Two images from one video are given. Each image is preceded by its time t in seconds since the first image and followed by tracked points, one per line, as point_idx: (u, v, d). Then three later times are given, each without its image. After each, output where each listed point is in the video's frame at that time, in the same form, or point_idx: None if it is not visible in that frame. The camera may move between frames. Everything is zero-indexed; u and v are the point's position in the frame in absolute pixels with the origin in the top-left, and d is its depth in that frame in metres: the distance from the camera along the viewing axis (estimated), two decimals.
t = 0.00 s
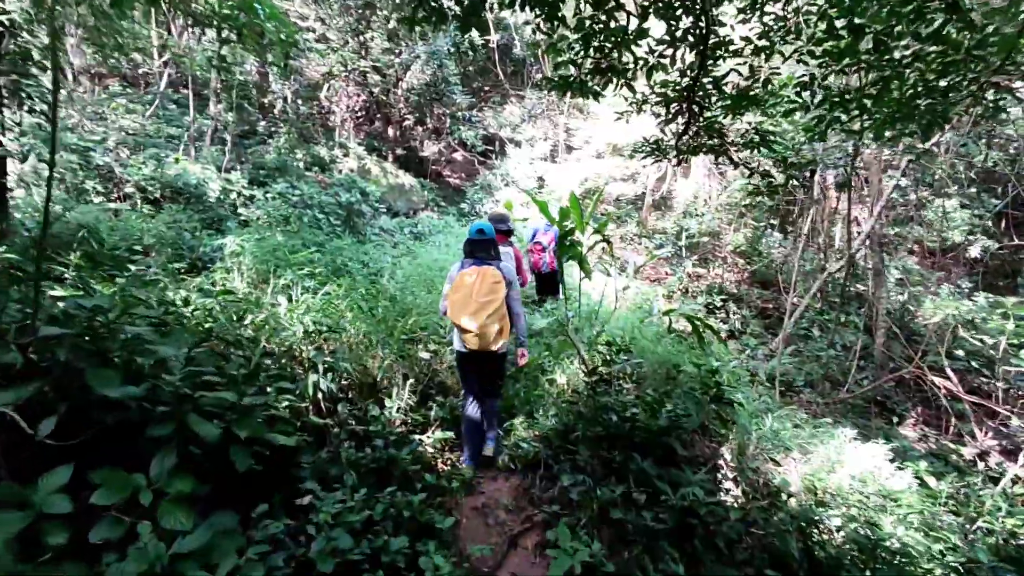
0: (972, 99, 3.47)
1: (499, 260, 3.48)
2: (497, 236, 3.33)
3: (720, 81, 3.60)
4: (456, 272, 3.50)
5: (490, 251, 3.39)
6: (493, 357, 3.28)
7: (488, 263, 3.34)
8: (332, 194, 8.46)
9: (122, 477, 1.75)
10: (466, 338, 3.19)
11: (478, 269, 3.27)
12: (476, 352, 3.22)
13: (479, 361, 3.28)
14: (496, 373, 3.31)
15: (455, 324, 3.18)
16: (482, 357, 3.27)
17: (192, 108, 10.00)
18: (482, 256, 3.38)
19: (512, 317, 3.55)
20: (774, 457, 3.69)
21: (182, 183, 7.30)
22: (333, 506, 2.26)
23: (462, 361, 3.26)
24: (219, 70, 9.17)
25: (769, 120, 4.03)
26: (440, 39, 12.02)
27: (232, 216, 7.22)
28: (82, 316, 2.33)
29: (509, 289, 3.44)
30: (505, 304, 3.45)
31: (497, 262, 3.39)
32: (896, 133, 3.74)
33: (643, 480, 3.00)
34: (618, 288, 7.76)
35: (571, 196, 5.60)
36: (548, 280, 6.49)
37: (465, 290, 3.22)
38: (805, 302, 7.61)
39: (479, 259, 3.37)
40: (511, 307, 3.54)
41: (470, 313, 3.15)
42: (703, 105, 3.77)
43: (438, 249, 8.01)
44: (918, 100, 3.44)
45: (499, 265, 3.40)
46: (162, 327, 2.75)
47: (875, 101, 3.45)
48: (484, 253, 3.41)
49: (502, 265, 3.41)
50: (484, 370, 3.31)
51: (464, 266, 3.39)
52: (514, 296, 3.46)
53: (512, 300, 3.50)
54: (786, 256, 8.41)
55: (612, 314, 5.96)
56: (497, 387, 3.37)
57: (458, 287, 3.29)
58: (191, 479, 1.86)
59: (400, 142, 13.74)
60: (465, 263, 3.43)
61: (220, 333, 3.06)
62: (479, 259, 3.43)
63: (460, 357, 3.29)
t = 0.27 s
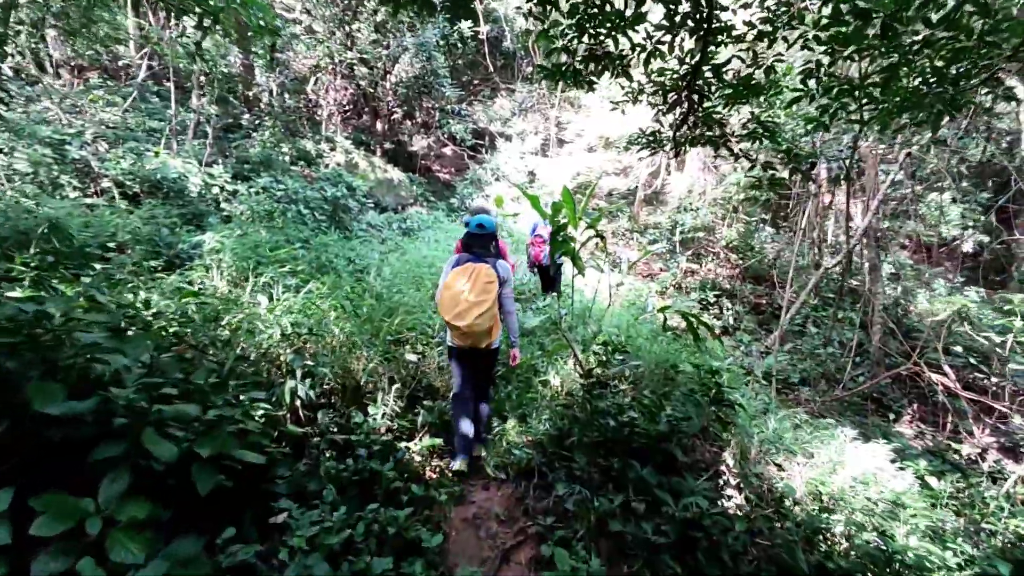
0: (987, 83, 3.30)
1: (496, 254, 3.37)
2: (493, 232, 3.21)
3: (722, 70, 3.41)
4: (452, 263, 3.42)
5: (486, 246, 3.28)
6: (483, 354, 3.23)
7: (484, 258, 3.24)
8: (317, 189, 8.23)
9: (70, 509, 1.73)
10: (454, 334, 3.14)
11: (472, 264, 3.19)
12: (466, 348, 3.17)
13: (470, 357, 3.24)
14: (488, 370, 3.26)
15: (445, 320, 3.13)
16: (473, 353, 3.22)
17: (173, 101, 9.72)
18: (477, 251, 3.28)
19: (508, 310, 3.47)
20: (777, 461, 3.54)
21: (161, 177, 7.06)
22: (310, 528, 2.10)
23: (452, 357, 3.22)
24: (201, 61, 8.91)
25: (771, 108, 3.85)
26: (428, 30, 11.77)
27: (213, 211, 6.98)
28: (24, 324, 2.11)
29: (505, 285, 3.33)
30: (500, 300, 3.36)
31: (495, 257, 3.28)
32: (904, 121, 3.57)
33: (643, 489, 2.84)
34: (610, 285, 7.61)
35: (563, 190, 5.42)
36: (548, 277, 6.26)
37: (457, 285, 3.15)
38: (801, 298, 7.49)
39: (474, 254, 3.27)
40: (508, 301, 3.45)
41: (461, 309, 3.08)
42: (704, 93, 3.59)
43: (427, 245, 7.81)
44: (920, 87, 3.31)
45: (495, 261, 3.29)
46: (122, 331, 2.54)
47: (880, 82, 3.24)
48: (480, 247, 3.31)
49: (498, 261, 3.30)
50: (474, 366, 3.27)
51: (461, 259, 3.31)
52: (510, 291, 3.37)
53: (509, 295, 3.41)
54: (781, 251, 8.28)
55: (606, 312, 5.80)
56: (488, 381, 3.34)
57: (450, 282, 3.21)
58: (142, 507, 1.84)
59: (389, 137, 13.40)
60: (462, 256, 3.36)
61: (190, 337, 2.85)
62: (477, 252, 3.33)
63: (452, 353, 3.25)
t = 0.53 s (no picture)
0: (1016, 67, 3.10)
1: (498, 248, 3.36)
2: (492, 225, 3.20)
3: (734, 53, 3.19)
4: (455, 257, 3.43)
5: (487, 240, 3.28)
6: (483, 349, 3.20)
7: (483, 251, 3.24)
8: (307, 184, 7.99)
9: None
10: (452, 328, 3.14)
11: (470, 257, 3.19)
12: (464, 341, 3.15)
13: (469, 352, 3.21)
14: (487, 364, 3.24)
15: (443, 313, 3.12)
16: (472, 347, 3.20)
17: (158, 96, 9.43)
18: (477, 245, 3.28)
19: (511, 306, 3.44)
20: (793, 471, 3.35)
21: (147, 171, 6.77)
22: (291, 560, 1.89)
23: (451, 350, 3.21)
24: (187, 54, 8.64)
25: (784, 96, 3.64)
26: (421, 23, 11.72)
27: (198, 209, 6.72)
28: None
29: (506, 279, 3.31)
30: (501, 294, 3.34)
31: (494, 250, 3.29)
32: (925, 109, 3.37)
33: (655, 506, 2.64)
34: (610, 283, 7.41)
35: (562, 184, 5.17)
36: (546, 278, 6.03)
37: (455, 277, 3.15)
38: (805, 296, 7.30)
39: (474, 248, 3.27)
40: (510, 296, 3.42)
41: (459, 301, 3.08)
42: (715, 81, 3.38)
43: (421, 243, 7.58)
44: (945, 72, 3.09)
45: (495, 254, 3.28)
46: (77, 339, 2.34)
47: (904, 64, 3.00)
48: (482, 241, 3.31)
49: (499, 254, 3.28)
50: (474, 361, 3.23)
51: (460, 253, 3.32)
52: (513, 286, 3.34)
53: (511, 290, 3.38)
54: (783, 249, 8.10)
55: (607, 312, 5.60)
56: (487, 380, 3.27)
57: (449, 274, 3.22)
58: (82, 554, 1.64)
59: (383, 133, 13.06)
60: (461, 250, 3.36)
61: (163, 344, 2.62)
62: (477, 246, 3.34)
63: (450, 346, 3.23)
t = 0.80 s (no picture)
0: None
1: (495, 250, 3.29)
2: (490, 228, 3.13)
3: (750, 42, 3.00)
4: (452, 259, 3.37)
5: (484, 244, 3.21)
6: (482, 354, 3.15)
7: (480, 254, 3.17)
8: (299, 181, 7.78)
9: None
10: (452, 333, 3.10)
11: (467, 261, 3.13)
12: (464, 348, 3.11)
13: (469, 357, 3.17)
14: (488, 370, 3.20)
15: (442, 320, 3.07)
16: (471, 353, 3.15)
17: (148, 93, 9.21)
18: (474, 248, 3.21)
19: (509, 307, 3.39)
20: (811, 487, 3.17)
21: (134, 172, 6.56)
22: None
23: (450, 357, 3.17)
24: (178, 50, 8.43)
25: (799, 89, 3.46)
26: (417, 19, 11.59)
27: (187, 209, 6.51)
28: None
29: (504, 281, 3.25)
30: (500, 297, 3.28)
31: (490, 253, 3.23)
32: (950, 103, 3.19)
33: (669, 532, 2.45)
34: (611, 284, 7.23)
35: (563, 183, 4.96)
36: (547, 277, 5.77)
37: (452, 283, 3.09)
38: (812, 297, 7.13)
39: (470, 252, 3.19)
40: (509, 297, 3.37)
41: (457, 308, 3.02)
42: (729, 73, 3.21)
43: (417, 244, 7.39)
44: (975, 64, 2.90)
45: (493, 257, 3.22)
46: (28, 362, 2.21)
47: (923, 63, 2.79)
48: (478, 245, 3.24)
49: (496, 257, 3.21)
50: (474, 366, 3.19)
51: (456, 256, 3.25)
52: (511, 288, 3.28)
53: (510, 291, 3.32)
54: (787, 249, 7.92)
55: (610, 316, 5.42)
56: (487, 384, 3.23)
57: (446, 279, 3.16)
58: None
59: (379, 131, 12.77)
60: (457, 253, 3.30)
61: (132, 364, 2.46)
62: (473, 249, 3.26)
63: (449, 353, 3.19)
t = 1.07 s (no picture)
0: None
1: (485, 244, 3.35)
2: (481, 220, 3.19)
3: (764, 29, 2.80)
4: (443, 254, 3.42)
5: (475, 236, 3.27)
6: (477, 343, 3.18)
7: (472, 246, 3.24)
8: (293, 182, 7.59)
9: None
10: (447, 323, 3.12)
11: (460, 252, 3.18)
12: (460, 337, 3.13)
13: (464, 347, 3.20)
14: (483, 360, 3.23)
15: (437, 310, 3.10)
16: (467, 343, 3.18)
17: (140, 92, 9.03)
18: (466, 240, 3.26)
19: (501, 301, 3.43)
20: (829, 504, 2.98)
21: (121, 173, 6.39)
22: None
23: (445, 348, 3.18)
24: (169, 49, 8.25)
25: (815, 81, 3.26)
26: (415, 18, 11.43)
27: (176, 210, 6.33)
28: None
29: (496, 274, 3.29)
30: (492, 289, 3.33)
31: (481, 245, 3.30)
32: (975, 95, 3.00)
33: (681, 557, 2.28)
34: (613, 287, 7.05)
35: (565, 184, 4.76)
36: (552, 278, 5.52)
37: (446, 274, 3.13)
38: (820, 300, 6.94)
39: (461, 245, 3.25)
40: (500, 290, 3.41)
41: (452, 297, 3.06)
42: (742, 64, 3.02)
43: (414, 246, 7.21)
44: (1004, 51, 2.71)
45: (484, 249, 3.28)
46: None
47: (947, 54, 2.61)
48: (469, 238, 3.30)
49: (487, 250, 3.27)
50: (469, 356, 3.21)
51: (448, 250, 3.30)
52: (503, 281, 3.33)
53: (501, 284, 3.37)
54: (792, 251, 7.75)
55: (612, 320, 5.24)
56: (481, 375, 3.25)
57: (440, 271, 3.21)
58: None
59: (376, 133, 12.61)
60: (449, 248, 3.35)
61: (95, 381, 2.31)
62: (463, 243, 3.33)
63: (444, 345, 3.21)
